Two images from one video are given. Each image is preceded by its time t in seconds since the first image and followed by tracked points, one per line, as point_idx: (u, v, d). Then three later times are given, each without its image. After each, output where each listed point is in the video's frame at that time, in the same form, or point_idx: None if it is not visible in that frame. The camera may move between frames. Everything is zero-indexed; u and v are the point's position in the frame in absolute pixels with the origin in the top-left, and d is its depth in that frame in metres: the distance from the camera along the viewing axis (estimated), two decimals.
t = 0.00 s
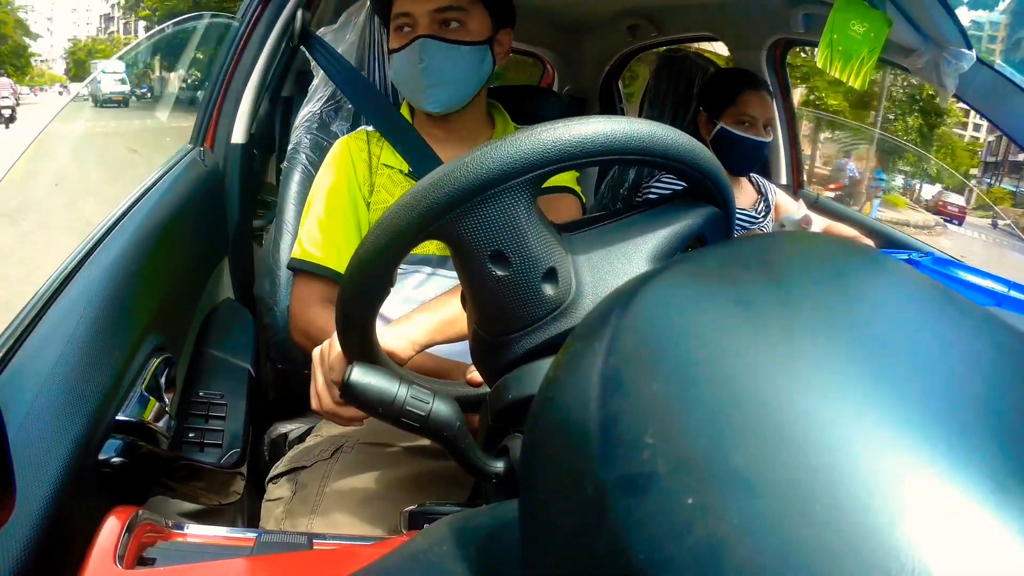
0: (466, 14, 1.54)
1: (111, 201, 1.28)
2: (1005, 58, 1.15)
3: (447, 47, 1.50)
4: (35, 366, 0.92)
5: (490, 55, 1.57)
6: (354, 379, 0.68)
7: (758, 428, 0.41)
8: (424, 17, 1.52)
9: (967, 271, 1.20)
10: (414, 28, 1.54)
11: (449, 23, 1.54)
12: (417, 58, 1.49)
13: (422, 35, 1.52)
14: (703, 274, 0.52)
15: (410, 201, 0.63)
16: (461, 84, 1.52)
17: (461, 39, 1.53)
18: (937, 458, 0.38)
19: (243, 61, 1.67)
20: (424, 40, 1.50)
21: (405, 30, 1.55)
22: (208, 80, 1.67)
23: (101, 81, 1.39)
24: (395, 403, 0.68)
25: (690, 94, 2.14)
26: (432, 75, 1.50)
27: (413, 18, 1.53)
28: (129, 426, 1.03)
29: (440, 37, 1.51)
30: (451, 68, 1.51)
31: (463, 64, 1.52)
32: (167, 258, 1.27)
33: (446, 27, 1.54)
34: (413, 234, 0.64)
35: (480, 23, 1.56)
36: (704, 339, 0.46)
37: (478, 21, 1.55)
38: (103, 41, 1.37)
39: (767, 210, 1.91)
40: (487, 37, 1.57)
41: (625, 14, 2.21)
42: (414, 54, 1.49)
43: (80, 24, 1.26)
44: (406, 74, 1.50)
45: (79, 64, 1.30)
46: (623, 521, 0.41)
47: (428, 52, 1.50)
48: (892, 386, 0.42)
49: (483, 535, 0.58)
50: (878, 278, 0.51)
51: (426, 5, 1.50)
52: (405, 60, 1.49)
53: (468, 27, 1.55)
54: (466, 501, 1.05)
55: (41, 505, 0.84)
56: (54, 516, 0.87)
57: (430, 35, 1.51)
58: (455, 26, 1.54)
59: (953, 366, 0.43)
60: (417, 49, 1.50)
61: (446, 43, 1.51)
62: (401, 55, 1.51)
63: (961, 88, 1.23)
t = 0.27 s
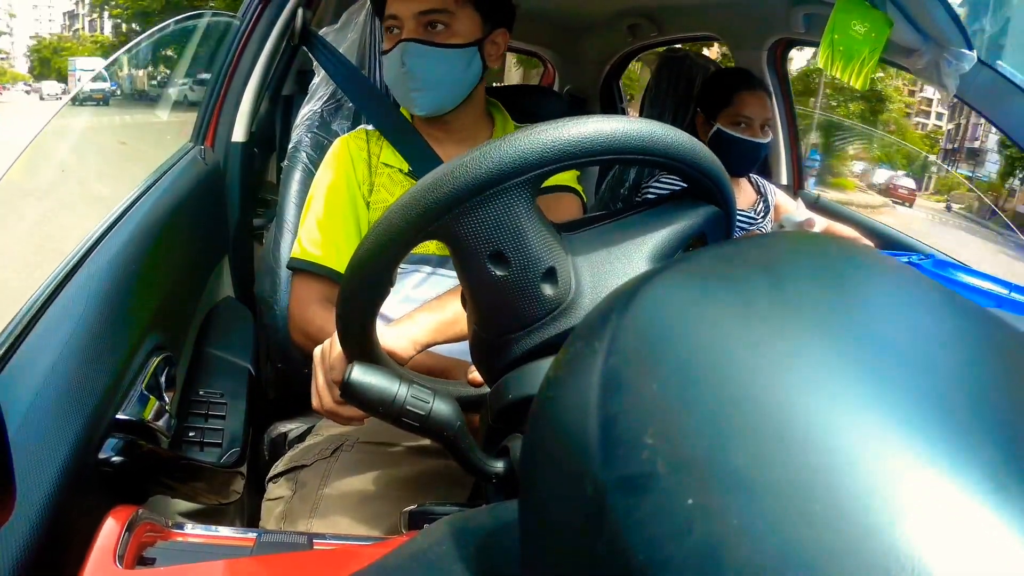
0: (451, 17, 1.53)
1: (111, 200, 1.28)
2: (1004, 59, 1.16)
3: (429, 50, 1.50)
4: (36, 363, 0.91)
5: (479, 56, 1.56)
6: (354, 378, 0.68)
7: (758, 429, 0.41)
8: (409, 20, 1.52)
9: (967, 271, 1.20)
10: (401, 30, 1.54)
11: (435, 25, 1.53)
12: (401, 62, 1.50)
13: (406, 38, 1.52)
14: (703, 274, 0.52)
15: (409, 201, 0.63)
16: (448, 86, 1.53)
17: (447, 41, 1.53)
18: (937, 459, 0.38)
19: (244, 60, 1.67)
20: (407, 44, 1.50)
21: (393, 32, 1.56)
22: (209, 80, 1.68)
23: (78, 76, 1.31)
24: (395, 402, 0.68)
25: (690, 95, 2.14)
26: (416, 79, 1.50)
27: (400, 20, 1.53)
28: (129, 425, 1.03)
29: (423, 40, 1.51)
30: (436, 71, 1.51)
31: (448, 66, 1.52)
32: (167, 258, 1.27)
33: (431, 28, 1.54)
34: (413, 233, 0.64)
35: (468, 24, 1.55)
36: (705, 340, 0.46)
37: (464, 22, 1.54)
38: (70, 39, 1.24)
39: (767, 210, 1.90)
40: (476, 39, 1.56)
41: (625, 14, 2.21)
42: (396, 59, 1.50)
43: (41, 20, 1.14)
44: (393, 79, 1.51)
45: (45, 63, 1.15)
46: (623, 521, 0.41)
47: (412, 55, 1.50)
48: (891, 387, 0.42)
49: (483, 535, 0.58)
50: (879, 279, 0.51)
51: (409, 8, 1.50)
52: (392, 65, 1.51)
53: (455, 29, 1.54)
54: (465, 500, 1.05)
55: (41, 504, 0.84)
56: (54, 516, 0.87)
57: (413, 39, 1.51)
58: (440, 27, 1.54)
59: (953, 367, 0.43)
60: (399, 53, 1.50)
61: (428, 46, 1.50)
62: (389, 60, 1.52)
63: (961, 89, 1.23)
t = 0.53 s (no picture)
0: (454, 16, 1.53)
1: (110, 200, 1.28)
2: (1005, 60, 1.14)
3: (431, 50, 1.50)
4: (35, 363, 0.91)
5: (481, 55, 1.56)
6: (354, 378, 0.67)
7: (759, 429, 0.41)
8: (411, 20, 1.52)
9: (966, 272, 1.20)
10: (403, 30, 1.54)
11: (437, 25, 1.53)
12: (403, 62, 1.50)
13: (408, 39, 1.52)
14: (702, 273, 0.52)
15: (388, 217, 0.64)
16: (451, 86, 1.53)
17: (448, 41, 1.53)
18: (937, 458, 0.38)
19: (243, 61, 1.67)
20: (409, 44, 1.50)
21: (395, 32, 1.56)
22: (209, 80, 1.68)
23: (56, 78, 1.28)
24: (395, 402, 0.68)
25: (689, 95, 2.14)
26: (418, 79, 1.50)
27: (402, 21, 1.53)
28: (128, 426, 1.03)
29: (425, 40, 1.51)
30: (438, 71, 1.51)
31: (450, 65, 1.52)
32: (167, 257, 1.27)
33: (432, 28, 1.53)
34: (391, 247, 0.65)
35: (469, 24, 1.55)
36: (706, 338, 0.46)
37: (466, 22, 1.54)
38: (31, 39, 1.19)
39: (768, 210, 1.90)
40: (477, 38, 1.56)
41: (625, 14, 2.21)
42: (398, 59, 1.50)
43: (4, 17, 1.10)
44: (396, 79, 1.52)
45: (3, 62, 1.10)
46: (623, 521, 0.41)
47: (414, 55, 1.50)
48: (891, 386, 0.42)
49: (483, 534, 0.58)
50: (878, 278, 0.51)
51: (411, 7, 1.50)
52: (394, 65, 1.51)
53: (456, 28, 1.54)
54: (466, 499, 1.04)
55: (41, 504, 0.84)
56: (54, 516, 0.87)
57: (414, 39, 1.51)
58: (441, 27, 1.54)
59: (952, 366, 0.43)
60: (401, 53, 1.50)
61: (430, 46, 1.50)
62: (390, 60, 1.52)
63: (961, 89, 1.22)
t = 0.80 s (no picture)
0: (457, 18, 1.53)
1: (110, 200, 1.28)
2: (1005, 59, 1.16)
3: (435, 53, 1.50)
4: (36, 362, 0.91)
5: (484, 57, 1.56)
6: (354, 379, 0.67)
7: (759, 430, 0.41)
8: (414, 23, 1.51)
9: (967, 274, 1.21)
10: (406, 33, 1.54)
11: (440, 27, 1.53)
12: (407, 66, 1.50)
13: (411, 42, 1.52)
14: (702, 273, 0.51)
15: (382, 221, 0.64)
16: (456, 89, 1.53)
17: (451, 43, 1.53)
18: (937, 460, 0.38)
19: (242, 61, 1.68)
20: (413, 47, 1.50)
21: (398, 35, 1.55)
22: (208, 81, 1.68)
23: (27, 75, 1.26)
24: (395, 404, 0.68)
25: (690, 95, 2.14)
26: (423, 82, 1.50)
27: (404, 23, 1.53)
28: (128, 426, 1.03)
29: (429, 43, 1.51)
30: (441, 73, 1.51)
31: (455, 68, 1.52)
32: (166, 258, 1.27)
33: (436, 31, 1.53)
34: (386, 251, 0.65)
35: (473, 26, 1.55)
36: (706, 340, 0.45)
37: (470, 24, 1.54)
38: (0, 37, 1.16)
39: (769, 211, 1.90)
40: (481, 40, 1.56)
41: (625, 14, 2.21)
42: (402, 62, 1.50)
43: None
44: (400, 82, 1.51)
45: None
46: (623, 523, 0.41)
47: (418, 58, 1.50)
48: (891, 387, 0.42)
49: (484, 537, 0.58)
50: (878, 278, 0.51)
51: (415, 11, 1.50)
52: (398, 69, 1.50)
53: (460, 30, 1.54)
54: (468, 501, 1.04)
55: (42, 505, 0.84)
56: (54, 517, 0.87)
57: (419, 41, 1.50)
58: (446, 29, 1.53)
59: (952, 366, 0.43)
60: (405, 57, 1.50)
61: (434, 49, 1.50)
62: (393, 63, 1.52)
63: (962, 89, 1.23)
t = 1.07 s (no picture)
0: (470, 20, 1.53)
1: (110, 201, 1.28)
2: (1004, 59, 1.16)
3: (448, 55, 1.50)
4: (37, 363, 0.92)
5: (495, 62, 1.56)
6: (354, 379, 0.67)
7: (758, 430, 0.41)
8: (427, 23, 1.51)
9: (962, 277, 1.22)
10: (418, 32, 1.54)
11: (453, 29, 1.53)
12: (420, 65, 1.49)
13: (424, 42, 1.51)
14: (701, 273, 0.52)
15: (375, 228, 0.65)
16: (465, 93, 1.53)
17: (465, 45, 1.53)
18: (935, 458, 0.38)
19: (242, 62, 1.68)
20: (425, 47, 1.50)
21: (409, 35, 1.55)
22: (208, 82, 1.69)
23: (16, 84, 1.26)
24: (395, 404, 0.68)
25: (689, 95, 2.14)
26: (433, 83, 1.50)
27: (417, 23, 1.53)
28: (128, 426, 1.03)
29: (442, 44, 1.51)
30: (452, 75, 1.51)
31: (466, 72, 1.52)
32: (166, 258, 1.27)
33: (448, 32, 1.53)
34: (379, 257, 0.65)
35: (486, 29, 1.55)
36: (704, 340, 0.46)
37: (482, 27, 1.55)
38: None
39: (768, 211, 1.90)
40: (493, 45, 1.56)
41: (624, 14, 2.21)
42: (414, 61, 1.50)
43: None
44: (410, 81, 1.51)
45: None
46: (622, 521, 0.41)
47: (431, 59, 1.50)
48: (889, 385, 0.42)
49: (482, 535, 0.58)
50: (876, 278, 0.51)
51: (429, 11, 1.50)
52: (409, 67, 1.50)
53: (473, 34, 1.54)
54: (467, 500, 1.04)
55: (42, 505, 0.84)
56: (54, 516, 0.87)
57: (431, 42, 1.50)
58: (458, 31, 1.54)
59: (951, 366, 0.43)
60: (418, 57, 1.50)
61: (447, 51, 1.50)
62: (405, 61, 1.51)
63: (961, 89, 1.23)
